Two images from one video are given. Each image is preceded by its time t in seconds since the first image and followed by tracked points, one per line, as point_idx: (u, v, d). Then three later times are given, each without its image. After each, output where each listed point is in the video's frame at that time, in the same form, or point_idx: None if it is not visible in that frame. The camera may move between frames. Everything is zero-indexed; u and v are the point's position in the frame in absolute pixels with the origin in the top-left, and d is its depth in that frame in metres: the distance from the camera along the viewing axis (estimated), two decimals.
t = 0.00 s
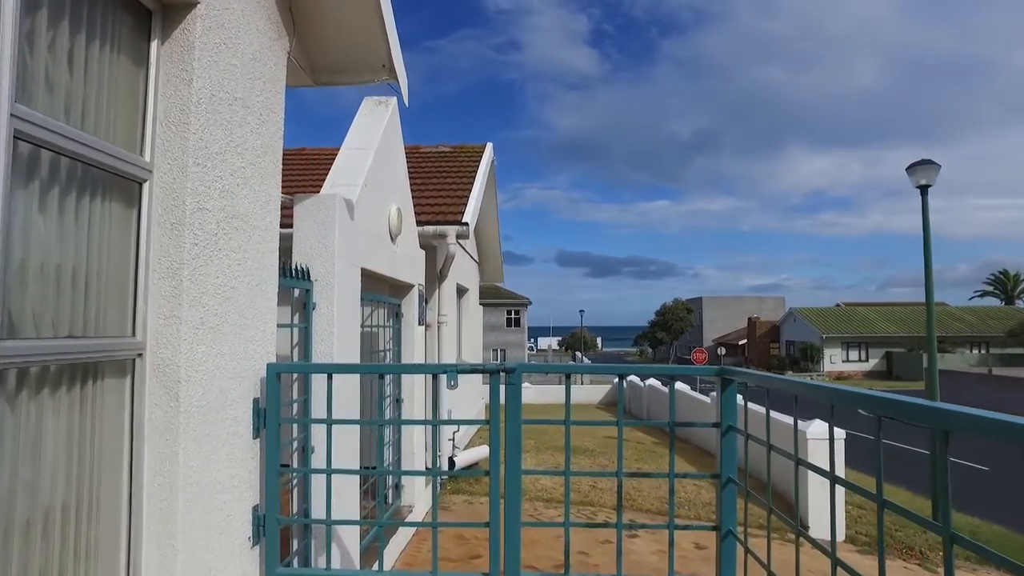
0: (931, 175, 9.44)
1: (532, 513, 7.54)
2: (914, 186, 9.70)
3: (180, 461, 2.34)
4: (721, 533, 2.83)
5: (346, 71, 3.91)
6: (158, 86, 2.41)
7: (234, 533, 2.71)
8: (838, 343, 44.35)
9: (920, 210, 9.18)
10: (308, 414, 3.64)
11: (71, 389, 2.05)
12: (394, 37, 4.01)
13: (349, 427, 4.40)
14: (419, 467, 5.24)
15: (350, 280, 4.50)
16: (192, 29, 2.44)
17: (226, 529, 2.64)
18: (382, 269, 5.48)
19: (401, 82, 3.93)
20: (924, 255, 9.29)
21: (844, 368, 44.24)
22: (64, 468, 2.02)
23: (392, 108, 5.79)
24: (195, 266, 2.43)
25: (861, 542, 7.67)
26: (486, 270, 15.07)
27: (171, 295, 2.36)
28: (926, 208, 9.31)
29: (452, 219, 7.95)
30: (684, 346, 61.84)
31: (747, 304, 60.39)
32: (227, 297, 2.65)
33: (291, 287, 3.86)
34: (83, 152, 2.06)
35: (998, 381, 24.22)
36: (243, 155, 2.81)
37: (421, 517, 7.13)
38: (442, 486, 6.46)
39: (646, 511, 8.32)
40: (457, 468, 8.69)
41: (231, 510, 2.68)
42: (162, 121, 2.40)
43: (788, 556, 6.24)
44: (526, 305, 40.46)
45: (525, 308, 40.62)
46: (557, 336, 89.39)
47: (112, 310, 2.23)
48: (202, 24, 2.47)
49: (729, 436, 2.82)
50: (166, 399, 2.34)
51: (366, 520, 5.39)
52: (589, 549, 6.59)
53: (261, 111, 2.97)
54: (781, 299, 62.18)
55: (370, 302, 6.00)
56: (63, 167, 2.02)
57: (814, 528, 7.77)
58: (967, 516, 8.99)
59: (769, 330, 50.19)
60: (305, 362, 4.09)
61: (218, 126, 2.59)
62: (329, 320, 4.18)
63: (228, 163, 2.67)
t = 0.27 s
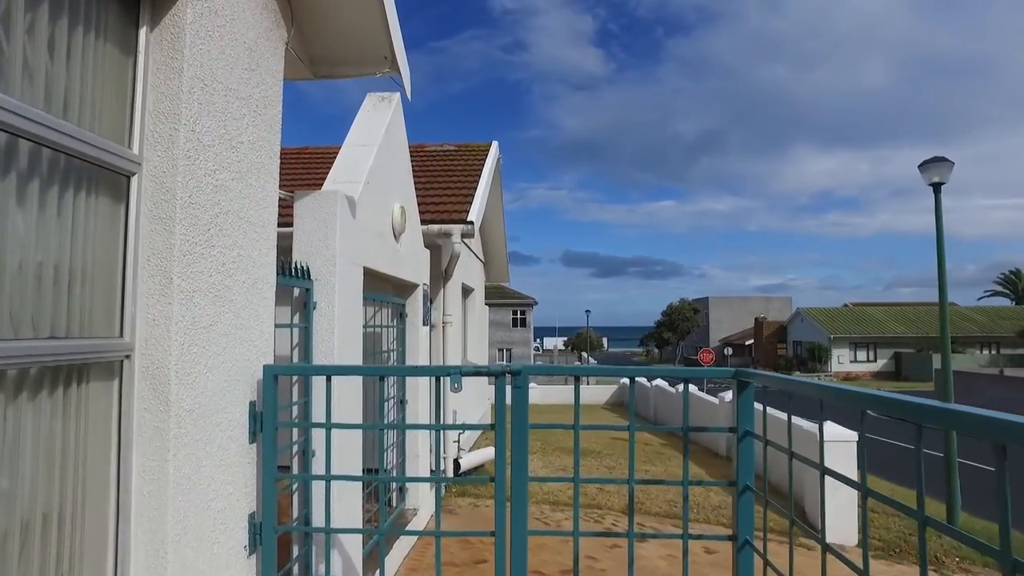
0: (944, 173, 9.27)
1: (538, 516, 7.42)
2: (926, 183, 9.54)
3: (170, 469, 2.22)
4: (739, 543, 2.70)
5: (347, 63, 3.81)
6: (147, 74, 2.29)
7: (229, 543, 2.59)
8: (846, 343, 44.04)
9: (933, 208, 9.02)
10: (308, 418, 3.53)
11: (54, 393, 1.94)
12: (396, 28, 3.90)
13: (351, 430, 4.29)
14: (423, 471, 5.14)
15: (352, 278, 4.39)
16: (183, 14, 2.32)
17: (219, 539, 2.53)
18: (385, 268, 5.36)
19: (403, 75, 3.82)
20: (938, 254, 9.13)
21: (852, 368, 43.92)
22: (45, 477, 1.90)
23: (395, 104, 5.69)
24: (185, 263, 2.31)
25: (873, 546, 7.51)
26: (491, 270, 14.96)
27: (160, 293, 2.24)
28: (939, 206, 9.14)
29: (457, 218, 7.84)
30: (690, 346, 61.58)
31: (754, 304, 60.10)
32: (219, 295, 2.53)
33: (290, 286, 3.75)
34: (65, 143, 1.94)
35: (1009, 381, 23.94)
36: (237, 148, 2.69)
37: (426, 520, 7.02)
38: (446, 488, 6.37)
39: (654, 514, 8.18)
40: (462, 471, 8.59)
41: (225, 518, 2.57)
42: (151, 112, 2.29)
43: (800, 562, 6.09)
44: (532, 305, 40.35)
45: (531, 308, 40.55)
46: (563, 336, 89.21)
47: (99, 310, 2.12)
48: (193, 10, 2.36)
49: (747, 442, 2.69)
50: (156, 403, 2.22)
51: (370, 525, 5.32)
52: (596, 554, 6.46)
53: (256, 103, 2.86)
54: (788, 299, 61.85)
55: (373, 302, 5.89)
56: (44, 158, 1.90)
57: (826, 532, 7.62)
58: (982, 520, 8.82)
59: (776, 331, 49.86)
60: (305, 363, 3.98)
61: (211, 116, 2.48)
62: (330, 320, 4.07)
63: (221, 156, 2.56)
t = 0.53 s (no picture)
0: (959, 171, 9.12)
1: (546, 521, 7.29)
2: (941, 182, 9.39)
3: (168, 481, 2.09)
4: (765, 556, 2.56)
5: (353, 56, 3.69)
6: (144, 62, 2.17)
7: (230, 556, 2.46)
8: (853, 344, 43.78)
9: (948, 207, 8.87)
10: (312, 423, 3.40)
11: (43, 400, 1.81)
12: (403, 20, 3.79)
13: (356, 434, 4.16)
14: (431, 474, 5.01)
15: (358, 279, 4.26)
16: None
17: (220, 552, 2.40)
18: (391, 268, 5.24)
19: (411, 68, 3.70)
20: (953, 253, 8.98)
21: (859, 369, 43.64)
22: (32, 491, 1.77)
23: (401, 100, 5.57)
24: (184, 261, 2.19)
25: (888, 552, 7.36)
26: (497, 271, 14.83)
27: (158, 293, 2.12)
28: (955, 205, 8.99)
29: (464, 217, 7.71)
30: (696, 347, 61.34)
31: (759, 305, 59.83)
32: (220, 295, 2.41)
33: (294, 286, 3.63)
34: (54, 133, 1.82)
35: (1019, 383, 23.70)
36: (238, 141, 2.57)
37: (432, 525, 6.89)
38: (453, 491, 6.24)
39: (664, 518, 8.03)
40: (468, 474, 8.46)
41: (226, 530, 2.44)
42: (149, 103, 2.17)
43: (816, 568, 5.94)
44: (536, 305, 40.22)
45: (536, 308, 40.44)
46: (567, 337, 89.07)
47: (93, 311, 1.99)
48: None
49: (773, 449, 2.56)
50: (153, 411, 2.09)
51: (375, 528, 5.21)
52: (606, 559, 6.33)
53: (259, 95, 2.74)
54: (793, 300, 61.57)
55: (379, 302, 5.77)
56: (33, 150, 1.78)
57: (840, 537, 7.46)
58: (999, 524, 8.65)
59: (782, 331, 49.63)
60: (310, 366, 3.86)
61: (211, 108, 2.36)
62: (336, 322, 3.94)
63: (222, 149, 2.44)
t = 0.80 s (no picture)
0: (973, 171, 8.99)
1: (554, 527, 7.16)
2: (953, 181, 9.26)
3: (165, 501, 1.96)
4: None
5: (359, 51, 3.58)
6: (141, 54, 2.05)
7: None
8: (856, 345, 43.57)
9: (961, 206, 8.73)
10: (318, 432, 3.29)
11: (31, 416, 1.68)
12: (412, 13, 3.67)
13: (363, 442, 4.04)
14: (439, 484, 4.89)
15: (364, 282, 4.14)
16: None
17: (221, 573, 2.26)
18: (397, 270, 5.10)
19: (420, 64, 3.58)
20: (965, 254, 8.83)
21: (862, 370, 43.45)
22: (18, 514, 1.64)
23: (406, 99, 5.45)
24: (185, 265, 2.07)
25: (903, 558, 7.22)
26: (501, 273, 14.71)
27: (155, 299, 1.99)
28: (967, 205, 8.86)
29: (470, 218, 7.59)
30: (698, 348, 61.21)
31: (762, 306, 59.66)
32: (222, 300, 2.28)
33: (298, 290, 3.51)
34: (43, 128, 1.68)
35: None
36: (241, 138, 2.44)
37: (439, 532, 6.75)
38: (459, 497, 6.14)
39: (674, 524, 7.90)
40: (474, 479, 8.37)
41: (228, 549, 2.30)
42: (147, 97, 2.05)
43: None
44: (539, 305, 40.09)
45: (538, 309, 40.33)
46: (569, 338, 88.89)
47: (86, 319, 1.86)
48: None
49: (805, 462, 2.41)
50: (150, 425, 1.96)
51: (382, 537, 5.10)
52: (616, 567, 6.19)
53: (263, 91, 2.62)
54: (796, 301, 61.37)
55: (384, 305, 5.65)
56: (23, 146, 1.65)
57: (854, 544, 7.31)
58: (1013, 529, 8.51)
59: (785, 332, 49.45)
60: (315, 373, 3.73)
61: (213, 103, 2.23)
62: (341, 326, 3.82)
63: (224, 147, 2.32)
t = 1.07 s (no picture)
0: (981, 171, 8.88)
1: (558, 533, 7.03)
2: (961, 182, 9.15)
3: (155, 520, 1.82)
4: None
5: (360, 46, 3.47)
6: (131, 45, 1.92)
7: None
8: (857, 346, 43.45)
9: (969, 207, 8.62)
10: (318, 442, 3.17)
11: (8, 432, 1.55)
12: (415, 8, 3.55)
13: (364, 450, 3.92)
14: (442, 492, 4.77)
15: (365, 285, 4.02)
16: None
17: None
18: (399, 272, 4.98)
19: (424, 59, 3.46)
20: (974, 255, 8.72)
21: (863, 371, 43.33)
22: None
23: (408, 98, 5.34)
24: (176, 269, 1.94)
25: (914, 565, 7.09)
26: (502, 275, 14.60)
27: (144, 306, 1.86)
28: (976, 205, 8.74)
29: (472, 218, 7.47)
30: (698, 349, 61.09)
31: (762, 307, 59.56)
32: (216, 305, 2.16)
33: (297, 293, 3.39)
34: (21, 121, 1.55)
35: None
36: (237, 135, 2.32)
37: (441, 538, 6.62)
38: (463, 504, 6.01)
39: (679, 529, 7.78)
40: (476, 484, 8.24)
41: (222, 570, 2.17)
42: (137, 91, 1.92)
43: None
44: (539, 306, 40.01)
45: (538, 310, 40.28)
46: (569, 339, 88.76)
47: (70, 328, 1.73)
48: None
49: (830, 475, 2.27)
50: (139, 439, 1.83)
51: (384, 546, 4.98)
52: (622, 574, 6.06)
53: (261, 86, 2.50)
54: (797, 302, 61.26)
55: (385, 308, 5.52)
56: None
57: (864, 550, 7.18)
58: None
59: (786, 333, 49.35)
60: (315, 379, 3.61)
61: (208, 98, 2.11)
62: (342, 330, 3.70)
63: (219, 144, 2.19)
